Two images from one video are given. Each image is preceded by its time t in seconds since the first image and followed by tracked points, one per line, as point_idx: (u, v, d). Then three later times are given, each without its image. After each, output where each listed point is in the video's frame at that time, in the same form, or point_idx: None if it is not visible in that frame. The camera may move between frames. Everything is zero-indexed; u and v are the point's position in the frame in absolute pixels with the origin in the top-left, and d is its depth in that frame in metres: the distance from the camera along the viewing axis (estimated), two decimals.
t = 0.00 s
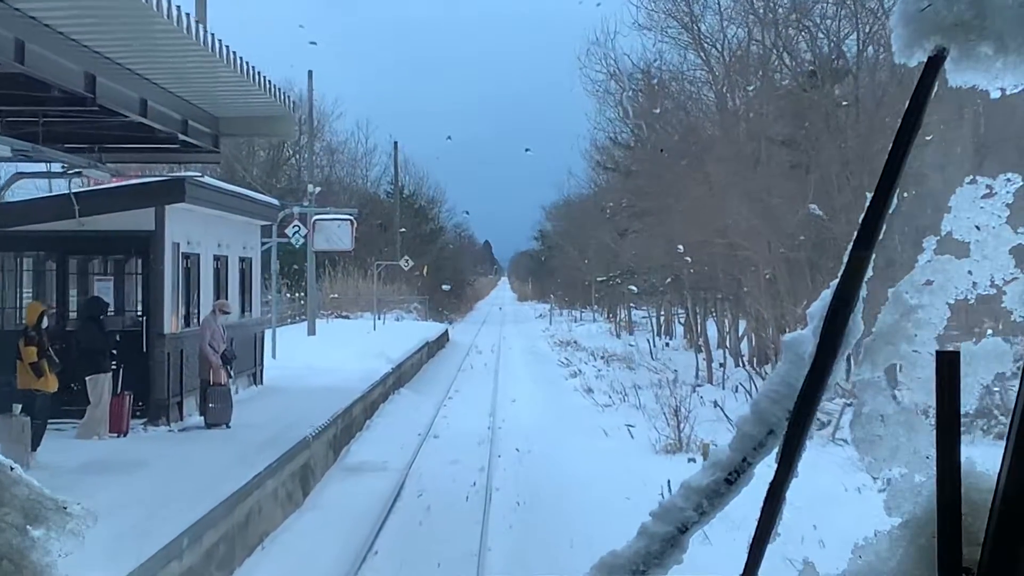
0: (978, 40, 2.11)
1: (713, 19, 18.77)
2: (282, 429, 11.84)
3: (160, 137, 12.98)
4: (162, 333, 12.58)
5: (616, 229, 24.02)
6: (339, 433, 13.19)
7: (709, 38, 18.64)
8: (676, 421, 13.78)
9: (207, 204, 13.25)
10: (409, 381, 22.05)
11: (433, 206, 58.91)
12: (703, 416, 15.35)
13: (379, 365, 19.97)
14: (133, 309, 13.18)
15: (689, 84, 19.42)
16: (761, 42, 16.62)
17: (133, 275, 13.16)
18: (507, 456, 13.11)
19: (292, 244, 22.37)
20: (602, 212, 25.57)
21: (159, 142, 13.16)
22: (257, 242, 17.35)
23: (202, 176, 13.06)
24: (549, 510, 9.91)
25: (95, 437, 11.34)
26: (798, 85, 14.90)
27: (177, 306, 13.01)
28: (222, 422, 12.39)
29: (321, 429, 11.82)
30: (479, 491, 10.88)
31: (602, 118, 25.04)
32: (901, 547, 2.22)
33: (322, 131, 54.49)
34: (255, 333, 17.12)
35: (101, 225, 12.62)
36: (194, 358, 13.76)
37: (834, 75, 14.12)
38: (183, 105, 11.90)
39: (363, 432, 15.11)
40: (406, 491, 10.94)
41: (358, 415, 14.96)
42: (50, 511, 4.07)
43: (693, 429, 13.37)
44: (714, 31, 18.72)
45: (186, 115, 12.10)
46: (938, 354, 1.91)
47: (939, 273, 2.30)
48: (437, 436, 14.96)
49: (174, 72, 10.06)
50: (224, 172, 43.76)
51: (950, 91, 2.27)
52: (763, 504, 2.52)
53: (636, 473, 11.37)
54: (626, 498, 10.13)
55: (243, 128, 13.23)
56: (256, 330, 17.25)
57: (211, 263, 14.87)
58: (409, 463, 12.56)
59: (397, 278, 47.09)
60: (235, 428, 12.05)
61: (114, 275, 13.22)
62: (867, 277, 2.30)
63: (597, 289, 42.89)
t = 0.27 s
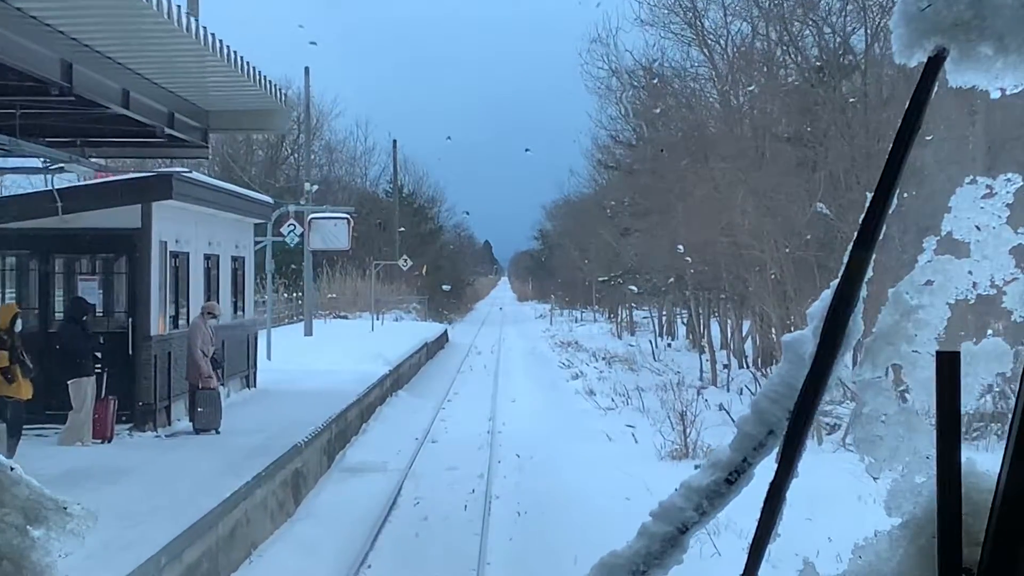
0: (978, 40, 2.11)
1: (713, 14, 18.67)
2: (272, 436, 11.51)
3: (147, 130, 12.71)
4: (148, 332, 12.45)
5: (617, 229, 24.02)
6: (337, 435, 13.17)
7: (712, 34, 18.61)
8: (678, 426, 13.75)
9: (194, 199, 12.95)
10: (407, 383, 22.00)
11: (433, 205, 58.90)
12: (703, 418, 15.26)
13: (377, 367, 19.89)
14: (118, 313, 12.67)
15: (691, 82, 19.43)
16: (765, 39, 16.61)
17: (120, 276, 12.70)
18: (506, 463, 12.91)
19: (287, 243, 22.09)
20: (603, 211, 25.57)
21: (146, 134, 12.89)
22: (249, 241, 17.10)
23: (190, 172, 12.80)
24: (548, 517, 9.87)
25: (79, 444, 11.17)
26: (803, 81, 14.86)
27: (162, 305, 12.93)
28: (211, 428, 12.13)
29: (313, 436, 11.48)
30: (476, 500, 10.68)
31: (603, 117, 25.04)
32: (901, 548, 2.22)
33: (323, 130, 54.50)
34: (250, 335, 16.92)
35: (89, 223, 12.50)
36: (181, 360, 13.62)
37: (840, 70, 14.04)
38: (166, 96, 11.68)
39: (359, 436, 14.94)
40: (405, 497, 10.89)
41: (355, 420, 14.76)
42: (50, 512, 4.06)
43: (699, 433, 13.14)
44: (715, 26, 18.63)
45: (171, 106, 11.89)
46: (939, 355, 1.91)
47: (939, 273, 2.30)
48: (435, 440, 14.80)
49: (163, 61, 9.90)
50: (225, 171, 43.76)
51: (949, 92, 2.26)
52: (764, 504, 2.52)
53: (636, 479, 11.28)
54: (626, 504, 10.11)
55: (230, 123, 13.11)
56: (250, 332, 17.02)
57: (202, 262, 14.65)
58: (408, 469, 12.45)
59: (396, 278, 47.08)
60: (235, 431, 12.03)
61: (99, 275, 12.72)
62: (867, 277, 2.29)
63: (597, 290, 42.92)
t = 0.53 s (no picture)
0: (978, 40, 2.11)
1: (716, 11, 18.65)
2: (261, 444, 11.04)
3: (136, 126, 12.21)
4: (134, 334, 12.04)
5: (618, 227, 24.03)
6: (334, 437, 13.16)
7: (716, 30, 18.58)
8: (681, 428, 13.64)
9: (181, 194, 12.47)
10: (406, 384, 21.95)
11: (432, 205, 58.92)
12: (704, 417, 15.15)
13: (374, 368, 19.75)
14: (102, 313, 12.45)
15: (694, 79, 19.42)
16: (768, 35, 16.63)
17: (103, 276, 12.50)
18: (506, 468, 12.61)
19: (281, 241, 21.79)
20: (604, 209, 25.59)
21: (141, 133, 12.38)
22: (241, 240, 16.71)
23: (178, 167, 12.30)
24: (545, 519, 9.85)
25: (59, 450, 10.74)
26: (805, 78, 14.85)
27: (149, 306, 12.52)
28: (200, 433, 11.75)
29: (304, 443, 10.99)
30: (475, 508, 10.34)
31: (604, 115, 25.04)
32: (901, 548, 2.23)
33: (323, 129, 54.53)
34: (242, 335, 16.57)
35: (72, 221, 12.17)
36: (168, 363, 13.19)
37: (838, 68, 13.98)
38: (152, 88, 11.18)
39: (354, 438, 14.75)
40: (403, 499, 10.87)
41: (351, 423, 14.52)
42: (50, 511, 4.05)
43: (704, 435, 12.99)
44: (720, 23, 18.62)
45: (156, 98, 11.37)
46: (938, 356, 1.91)
47: (939, 273, 2.31)
48: (432, 443, 14.58)
49: (153, 53, 9.46)
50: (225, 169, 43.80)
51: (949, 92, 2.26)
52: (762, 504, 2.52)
53: (636, 481, 11.22)
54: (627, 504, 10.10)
55: (220, 116, 12.55)
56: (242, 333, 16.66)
57: (191, 262, 14.26)
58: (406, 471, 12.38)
59: (395, 277, 47.08)
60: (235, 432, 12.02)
61: (83, 274, 12.49)
62: (867, 277, 2.30)
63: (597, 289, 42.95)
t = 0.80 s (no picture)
0: (978, 40, 2.11)
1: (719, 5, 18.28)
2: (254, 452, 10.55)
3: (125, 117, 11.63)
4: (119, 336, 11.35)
5: (619, 227, 24.02)
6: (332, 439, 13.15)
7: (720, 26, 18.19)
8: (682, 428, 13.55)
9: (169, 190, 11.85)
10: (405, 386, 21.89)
11: (432, 205, 58.89)
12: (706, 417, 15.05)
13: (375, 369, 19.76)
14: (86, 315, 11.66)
15: (697, 76, 19.06)
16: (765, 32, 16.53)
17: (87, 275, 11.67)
18: (505, 471, 12.45)
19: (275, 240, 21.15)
20: (605, 209, 25.58)
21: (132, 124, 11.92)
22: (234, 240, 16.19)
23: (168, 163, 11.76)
24: (545, 520, 9.81)
25: (39, 456, 10.09)
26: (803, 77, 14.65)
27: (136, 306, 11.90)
28: (188, 439, 11.16)
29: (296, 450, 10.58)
30: (473, 513, 10.18)
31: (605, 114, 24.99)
32: (901, 548, 2.23)
33: (322, 128, 54.51)
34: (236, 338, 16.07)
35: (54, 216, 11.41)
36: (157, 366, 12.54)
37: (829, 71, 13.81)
38: (134, 78, 10.82)
39: (349, 442, 14.55)
40: (402, 501, 10.83)
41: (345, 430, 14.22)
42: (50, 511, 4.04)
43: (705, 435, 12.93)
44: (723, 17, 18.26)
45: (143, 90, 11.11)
46: (938, 356, 1.91)
47: (938, 274, 2.31)
48: (428, 447, 14.40)
49: (138, 42, 9.15)
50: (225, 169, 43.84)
51: (949, 92, 2.26)
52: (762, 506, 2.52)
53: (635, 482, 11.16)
54: (627, 504, 10.07)
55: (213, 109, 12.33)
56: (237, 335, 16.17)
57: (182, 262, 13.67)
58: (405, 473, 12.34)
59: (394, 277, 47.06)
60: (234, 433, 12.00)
61: (69, 274, 11.66)
62: (867, 277, 2.30)
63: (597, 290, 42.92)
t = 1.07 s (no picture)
0: (979, 40, 2.11)
1: None
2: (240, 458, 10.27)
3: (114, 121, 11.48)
4: (103, 339, 11.13)
5: (619, 226, 23.99)
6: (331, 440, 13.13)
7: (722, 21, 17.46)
8: (684, 432, 13.45)
9: (153, 187, 11.64)
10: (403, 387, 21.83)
11: (431, 204, 58.79)
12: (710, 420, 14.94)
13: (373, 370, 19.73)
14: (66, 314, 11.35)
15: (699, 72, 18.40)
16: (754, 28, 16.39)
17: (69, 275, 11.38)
18: (505, 478, 12.26)
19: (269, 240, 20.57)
20: (607, 208, 25.54)
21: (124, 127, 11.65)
22: (225, 238, 16.04)
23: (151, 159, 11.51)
24: (546, 525, 9.77)
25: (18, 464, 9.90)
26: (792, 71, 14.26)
27: (120, 309, 11.70)
28: (174, 445, 11.00)
29: (286, 456, 10.31)
30: (474, 517, 10.17)
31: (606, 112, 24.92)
32: (902, 548, 2.22)
33: (320, 127, 54.38)
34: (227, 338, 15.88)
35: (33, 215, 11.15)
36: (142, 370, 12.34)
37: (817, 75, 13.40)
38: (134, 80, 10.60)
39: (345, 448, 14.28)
40: (403, 505, 10.80)
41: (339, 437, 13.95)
42: (50, 511, 4.03)
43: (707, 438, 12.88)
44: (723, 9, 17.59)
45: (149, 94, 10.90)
46: (938, 356, 1.90)
47: (939, 274, 2.31)
48: (427, 452, 14.18)
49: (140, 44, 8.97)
50: (224, 168, 43.82)
51: (951, 92, 2.26)
52: (762, 507, 2.52)
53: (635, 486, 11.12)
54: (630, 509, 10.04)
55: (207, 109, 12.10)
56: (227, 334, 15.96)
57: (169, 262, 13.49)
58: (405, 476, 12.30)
59: (393, 276, 46.97)
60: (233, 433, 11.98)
61: (53, 274, 11.36)
62: (867, 277, 2.30)
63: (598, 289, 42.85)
